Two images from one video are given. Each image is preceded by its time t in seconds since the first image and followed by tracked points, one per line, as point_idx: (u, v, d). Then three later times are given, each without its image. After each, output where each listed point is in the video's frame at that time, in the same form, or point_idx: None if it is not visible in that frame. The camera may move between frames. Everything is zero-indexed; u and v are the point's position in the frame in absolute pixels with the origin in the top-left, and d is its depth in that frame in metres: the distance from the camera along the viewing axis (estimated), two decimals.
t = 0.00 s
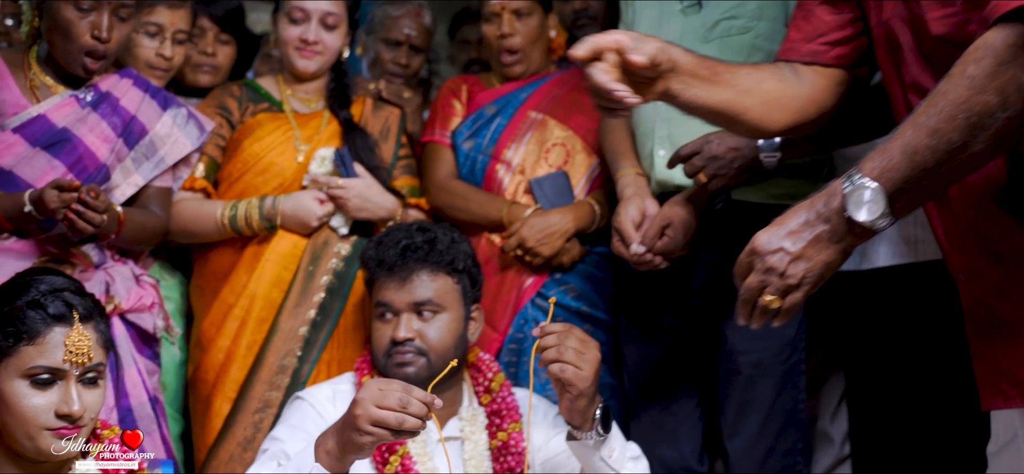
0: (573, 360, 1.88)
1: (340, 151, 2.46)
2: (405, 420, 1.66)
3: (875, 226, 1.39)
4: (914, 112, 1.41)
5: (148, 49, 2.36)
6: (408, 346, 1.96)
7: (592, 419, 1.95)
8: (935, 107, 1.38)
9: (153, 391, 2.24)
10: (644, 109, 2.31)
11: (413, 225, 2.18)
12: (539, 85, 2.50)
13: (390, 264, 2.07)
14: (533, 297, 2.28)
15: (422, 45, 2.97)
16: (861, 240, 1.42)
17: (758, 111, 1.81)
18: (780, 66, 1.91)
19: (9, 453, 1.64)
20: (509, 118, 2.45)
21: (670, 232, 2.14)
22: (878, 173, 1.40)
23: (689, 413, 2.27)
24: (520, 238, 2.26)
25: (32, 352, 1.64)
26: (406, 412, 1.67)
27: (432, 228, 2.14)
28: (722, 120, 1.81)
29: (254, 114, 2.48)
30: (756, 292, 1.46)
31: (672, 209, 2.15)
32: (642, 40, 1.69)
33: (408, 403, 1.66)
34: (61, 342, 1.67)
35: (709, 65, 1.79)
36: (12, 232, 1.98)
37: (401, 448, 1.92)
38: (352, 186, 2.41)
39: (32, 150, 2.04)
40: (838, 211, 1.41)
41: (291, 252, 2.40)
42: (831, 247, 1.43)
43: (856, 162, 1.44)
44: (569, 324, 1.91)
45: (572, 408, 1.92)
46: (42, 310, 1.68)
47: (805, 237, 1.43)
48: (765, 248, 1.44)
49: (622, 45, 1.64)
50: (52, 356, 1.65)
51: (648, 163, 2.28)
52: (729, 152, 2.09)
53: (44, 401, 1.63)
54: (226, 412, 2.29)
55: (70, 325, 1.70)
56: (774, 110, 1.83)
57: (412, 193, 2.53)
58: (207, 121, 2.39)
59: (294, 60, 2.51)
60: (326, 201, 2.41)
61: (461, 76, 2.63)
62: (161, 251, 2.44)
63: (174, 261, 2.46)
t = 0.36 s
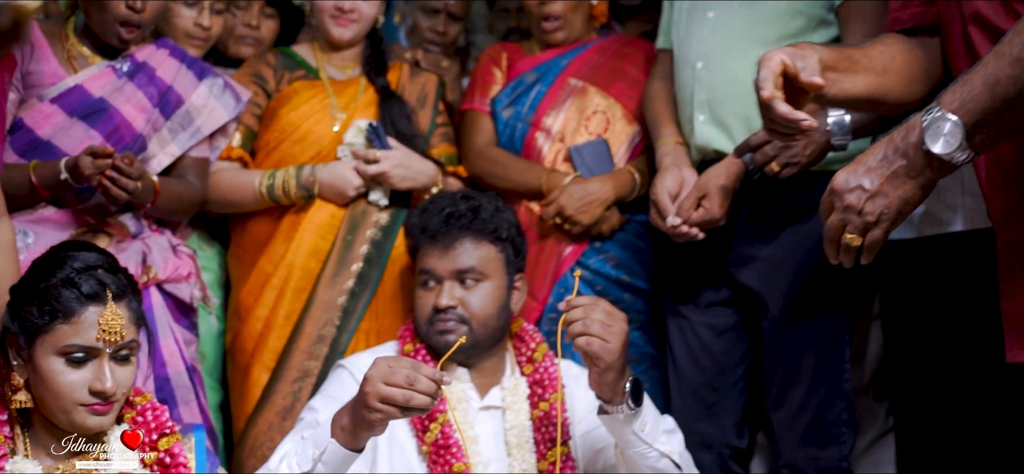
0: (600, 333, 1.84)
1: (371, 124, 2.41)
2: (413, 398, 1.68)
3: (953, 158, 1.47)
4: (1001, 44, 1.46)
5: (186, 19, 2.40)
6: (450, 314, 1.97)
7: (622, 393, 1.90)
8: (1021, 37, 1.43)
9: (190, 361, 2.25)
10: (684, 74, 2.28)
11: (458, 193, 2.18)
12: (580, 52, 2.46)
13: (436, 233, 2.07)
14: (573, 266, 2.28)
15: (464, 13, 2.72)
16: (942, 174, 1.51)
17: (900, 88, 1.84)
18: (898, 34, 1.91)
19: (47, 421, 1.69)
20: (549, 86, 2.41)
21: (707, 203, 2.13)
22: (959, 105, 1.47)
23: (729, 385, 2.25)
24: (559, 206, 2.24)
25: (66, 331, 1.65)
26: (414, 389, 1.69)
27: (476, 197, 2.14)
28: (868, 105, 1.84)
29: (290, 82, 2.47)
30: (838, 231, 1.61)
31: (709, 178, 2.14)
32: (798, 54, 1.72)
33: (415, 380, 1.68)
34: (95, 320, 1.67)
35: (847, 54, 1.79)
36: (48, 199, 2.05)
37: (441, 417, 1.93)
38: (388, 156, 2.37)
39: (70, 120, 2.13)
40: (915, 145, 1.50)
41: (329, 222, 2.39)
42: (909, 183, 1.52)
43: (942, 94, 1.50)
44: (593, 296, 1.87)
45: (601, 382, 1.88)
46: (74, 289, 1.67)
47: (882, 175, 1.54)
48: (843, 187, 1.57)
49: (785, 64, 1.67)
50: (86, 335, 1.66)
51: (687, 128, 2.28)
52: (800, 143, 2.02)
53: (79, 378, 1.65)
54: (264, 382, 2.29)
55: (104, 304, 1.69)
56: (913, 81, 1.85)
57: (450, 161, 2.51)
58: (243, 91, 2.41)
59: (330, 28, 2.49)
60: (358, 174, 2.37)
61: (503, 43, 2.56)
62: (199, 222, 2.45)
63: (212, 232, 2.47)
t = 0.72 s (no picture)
0: (624, 315, 1.80)
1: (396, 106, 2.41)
2: (417, 376, 1.68)
3: (993, 111, 1.49)
4: None
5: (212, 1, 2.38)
6: (481, 287, 1.98)
7: (648, 374, 1.86)
8: None
9: (213, 340, 2.24)
10: (709, 50, 2.25)
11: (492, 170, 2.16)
12: (608, 30, 2.43)
13: (472, 205, 2.06)
14: (599, 246, 2.28)
15: None
16: (979, 128, 1.53)
17: (954, 55, 1.87)
18: (951, 3, 1.95)
19: (77, 409, 1.70)
20: (576, 65, 2.39)
21: (734, 177, 2.12)
22: (1003, 58, 1.49)
23: (763, 368, 2.23)
24: (585, 185, 2.24)
25: (97, 324, 1.65)
26: (418, 367, 1.68)
27: (511, 174, 2.13)
28: (920, 75, 1.88)
29: (313, 61, 2.45)
30: (875, 186, 1.63)
31: (737, 152, 2.13)
32: (836, 29, 1.72)
33: (419, 357, 1.68)
34: (125, 313, 1.67)
35: (893, 26, 1.83)
36: (69, 175, 2.04)
37: (468, 396, 1.93)
38: (413, 136, 2.37)
39: (93, 101, 2.12)
40: (955, 98, 1.53)
41: (351, 205, 2.37)
42: (947, 135, 1.54)
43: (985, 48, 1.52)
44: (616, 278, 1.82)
45: (626, 365, 1.84)
46: (104, 282, 1.67)
47: (919, 128, 1.57)
48: (881, 141, 1.60)
49: (820, 38, 1.68)
50: (116, 329, 1.66)
51: (711, 104, 2.25)
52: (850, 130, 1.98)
53: (107, 370, 1.65)
54: (289, 363, 2.28)
55: (134, 297, 1.68)
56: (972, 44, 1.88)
57: (474, 139, 2.49)
58: (266, 71, 2.39)
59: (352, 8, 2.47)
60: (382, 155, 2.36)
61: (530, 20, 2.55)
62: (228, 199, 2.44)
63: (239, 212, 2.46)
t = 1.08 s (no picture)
0: (652, 290, 1.76)
1: (423, 91, 2.40)
2: (430, 351, 1.65)
3: None
4: None
5: None
6: (520, 259, 1.96)
7: (678, 351, 1.83)
8: None
9: (241, 323, 2.23)
10: (739, 28, 2.23)
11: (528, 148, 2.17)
12: (639, 7, 2.42)
13: (512, 179, 2.06)
14: (631, 226, 2.26)
15: None
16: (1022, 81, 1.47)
17: (975, 17, 1.81)
18: None
19: (112, 396, 1.70)
20: (607, 42, 2.37)
21: (763, 154, 2.08)
22: None
23: (794, 350, 2.24)
24: (615, 164, 2.22)
25: (138, 324, 1.64)
26: (431, 342, 1.66)
27: (551, 151, 2.12)
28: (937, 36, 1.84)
29: (339, 42, 2.44)
30: (913, 140, 1.58)
31: (766, 128, 2.09)
32: None
33: (431, 332, 1.65)
34: (166, 313, 1.65)
35: None
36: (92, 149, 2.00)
37: (501, 375, 1.92)
38: (436, 125, 2.36)
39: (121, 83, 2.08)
40: (1000, 48, 1.47)
41: (378, 189, 2.35)
42: (988, 87, 1.49)
43: None
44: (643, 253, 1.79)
45: (656, 341, 1.81)
46: (145, 281, 1.65)
47: (962, 81, 1.52)
48: (920, 94, 1.55)
49: None
50: (157, 329, 1.65)
51: (741, 83, 2.22)
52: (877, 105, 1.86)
53: (147, 367, 1.66)
54: (318, 346, 2.27)
55: (174, 297, 1.67)
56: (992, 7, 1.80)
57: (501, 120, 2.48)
58: (295, 53, 2.38)
59: None
60: (407, 137, 2.35)
61: None
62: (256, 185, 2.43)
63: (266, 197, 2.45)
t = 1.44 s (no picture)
0: (678, 272, 1.73)
1: (444, 82, 2.37)
2: (450, 327, 1.65)
3: None
4: None
5: None
6: (556, 245, 1.96)
7: (705, 334, 1.81)
8: None
9: (268, 313, 2.21)
10: (763, 13, 2.22)
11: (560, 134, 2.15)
12: None
13: (547, 164, 2.06)
14: (663, 213, 2.26)
15: None
16: None
17: None
18: None
19: (148, 388, 1.70)
20: (637, 28, 2.36)
21: (798, 144, 2.06)
22: None
23: (823, 342, 2.19)
24: (646, 149, 2.21)
25: (177, 322, 1.63)
26: (452, 318, 1.66)
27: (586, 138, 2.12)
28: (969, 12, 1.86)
29: (365, 32, 2.43)
30: (954, 110, 1.61)
31: (799, 117, 2.06)
32: None
33: (452, 308, 1.65)
34: (205, 311, 1.65)
35: None
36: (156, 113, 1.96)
37: (532, 361, 1.91)
38: (453, 118, 2.34)
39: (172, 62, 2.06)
40: None
41: (405, 177, 2.33)
42: None
43: None
44: (670, 234, 1.76)
45: (682, 324, 1.79)
46: (184, 279, 1.64)
47: (1006, 48, 1.55)
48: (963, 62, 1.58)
49: None
50: (195, 326, 1.64)
51: (768, 70, 2.21)
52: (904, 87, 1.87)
53: (185, 363, 1.66)
54: (345, 336, 2.24)
55: (213, 295, 1.66)
56: None
57: (532, 107, 2.45)
58: (323, 49, 2.38)
59: None
60: (431, 130, 2.36)
61: None
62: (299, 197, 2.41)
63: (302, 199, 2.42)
